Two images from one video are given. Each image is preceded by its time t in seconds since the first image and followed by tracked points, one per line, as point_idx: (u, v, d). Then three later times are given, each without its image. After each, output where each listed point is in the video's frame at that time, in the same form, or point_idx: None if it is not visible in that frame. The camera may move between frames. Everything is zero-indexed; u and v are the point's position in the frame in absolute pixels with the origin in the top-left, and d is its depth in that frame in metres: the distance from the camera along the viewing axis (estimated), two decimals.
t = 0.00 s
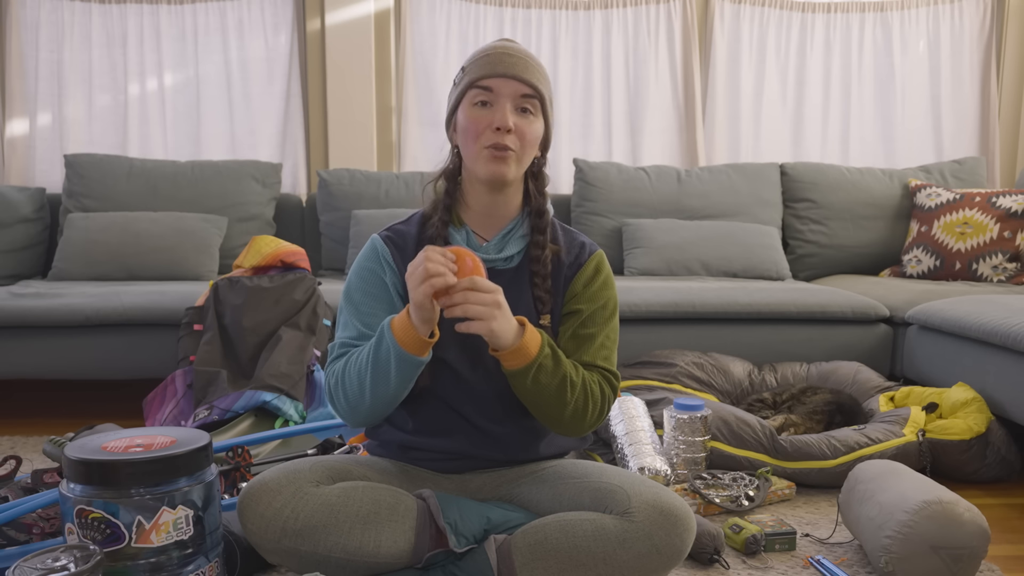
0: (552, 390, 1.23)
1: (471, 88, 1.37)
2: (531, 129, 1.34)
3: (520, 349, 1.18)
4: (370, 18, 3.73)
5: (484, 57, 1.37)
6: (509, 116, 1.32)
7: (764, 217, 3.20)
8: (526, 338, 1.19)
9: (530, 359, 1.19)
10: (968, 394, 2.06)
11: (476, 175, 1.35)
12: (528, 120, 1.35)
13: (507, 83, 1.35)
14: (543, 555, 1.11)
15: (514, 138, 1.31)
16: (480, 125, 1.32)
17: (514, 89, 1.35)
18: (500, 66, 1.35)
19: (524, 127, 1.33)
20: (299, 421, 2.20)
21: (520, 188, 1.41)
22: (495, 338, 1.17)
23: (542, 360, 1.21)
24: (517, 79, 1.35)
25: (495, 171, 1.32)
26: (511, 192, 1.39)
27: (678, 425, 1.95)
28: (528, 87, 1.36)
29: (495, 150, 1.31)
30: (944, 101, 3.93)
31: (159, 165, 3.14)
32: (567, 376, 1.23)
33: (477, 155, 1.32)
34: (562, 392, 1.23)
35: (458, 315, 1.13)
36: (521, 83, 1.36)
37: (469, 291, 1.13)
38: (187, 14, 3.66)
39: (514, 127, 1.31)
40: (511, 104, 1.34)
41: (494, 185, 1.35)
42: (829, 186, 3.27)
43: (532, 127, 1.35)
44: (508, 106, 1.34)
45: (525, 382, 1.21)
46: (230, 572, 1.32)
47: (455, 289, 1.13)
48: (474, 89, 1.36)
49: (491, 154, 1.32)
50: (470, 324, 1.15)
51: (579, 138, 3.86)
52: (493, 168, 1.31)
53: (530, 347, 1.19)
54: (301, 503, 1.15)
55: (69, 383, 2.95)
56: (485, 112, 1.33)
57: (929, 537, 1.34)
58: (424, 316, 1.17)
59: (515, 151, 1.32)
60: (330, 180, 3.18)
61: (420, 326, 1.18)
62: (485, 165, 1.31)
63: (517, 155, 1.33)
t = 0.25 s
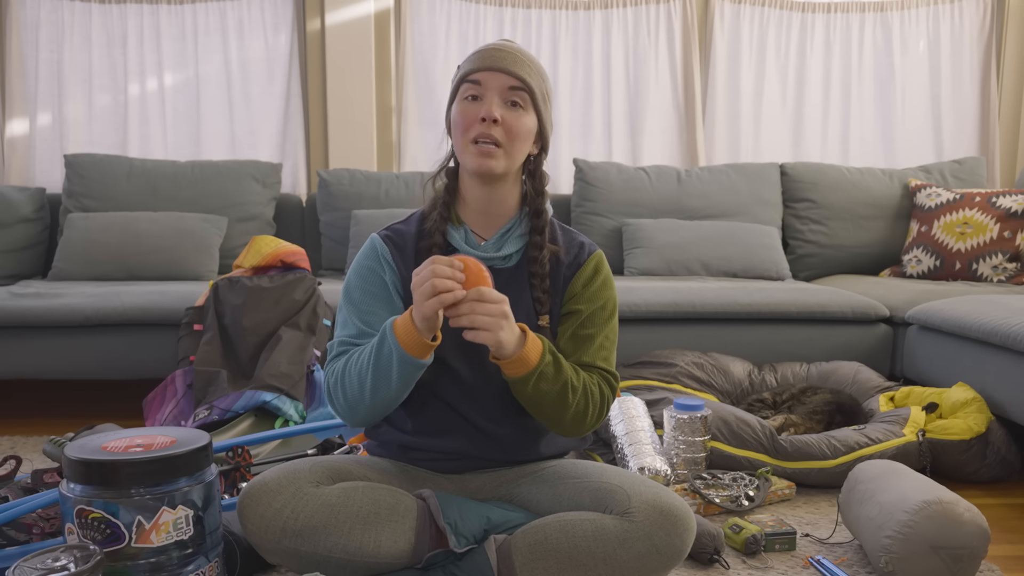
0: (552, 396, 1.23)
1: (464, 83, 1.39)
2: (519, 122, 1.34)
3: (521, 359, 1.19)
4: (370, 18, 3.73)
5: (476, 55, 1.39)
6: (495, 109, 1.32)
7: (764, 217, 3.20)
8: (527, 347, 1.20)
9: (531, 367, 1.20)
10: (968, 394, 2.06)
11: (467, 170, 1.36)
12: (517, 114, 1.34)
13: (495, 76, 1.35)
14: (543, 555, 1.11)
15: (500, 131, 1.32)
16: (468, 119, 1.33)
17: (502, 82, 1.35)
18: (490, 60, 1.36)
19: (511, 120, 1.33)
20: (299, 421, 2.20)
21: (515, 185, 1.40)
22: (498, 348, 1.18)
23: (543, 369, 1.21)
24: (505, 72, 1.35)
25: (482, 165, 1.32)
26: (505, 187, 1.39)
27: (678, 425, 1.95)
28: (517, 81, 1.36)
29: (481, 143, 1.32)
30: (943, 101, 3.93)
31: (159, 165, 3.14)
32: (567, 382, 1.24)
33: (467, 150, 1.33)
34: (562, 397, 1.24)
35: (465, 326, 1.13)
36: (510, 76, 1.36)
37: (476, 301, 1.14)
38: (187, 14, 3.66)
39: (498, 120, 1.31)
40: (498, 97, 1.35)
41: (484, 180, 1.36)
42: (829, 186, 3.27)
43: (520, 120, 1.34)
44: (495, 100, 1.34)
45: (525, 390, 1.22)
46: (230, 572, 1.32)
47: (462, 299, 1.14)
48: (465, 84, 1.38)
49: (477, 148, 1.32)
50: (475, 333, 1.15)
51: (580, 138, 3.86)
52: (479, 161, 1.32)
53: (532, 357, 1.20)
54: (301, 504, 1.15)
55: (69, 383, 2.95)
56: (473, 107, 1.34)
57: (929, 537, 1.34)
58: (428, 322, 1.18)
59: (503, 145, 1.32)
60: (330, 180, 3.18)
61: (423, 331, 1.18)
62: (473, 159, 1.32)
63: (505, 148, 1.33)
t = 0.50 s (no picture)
0: (556, 395, 1.24)
1: (469, 85, 1.39)
2: (528, 126, 1.36)
3: (524, 360, 1.20)
4: (370, 18, 3.73)
5: (480, 56, 1.39)
6: (505, 113, 1.34)
7: (764, 217, 3.20)
8: (531, 348, 1.21)
9: (535, 367, 1.21)
10: (968, 393, 2.06)
11: (473, 172, 1.37)
12: (525, 117, 1.36)
13: (503, 80, 1.37)
14: (543, 555, 1.11)
15: (511, 135, 1.33)
16: (477, 122, 1.34)
17: (510, 87, 1.37)
18: (497, 64, 1.37)
19: (520, 124, 1.35)
20: (299, 421, 2.21)
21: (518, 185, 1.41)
22: (502, 348, 1.18)
23: (547, 369, 1.22)
24: (513, 76, 1.37)
25: (493, 169, 1.33)
26: (509, 188, 1.40)
27: (678, 425, 1.96)
28: (524, 85, 1.38)
29: (492, 147, 1.33)
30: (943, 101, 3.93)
31: (159, 165, 3.14)
32: (570, 381, 1.25)
33: (474, 153, 1.34)
34: (565, 398, 1.24)
35: (470, 328, 1.14)
36: (517, 80, 1.38)
37: (479, 304, 1.14)
38: (187, 14, 3.66)
39: (509, 124, 1.33)
40: (507, 101, 1.36)
41: (492, 183, 1.37)
42: (829, 186, 3.27)
43: (529, 124, 1.37)
44: (504, 104, 1.36)
45: (530, 391, 1.22)
46: (230, 572, 1.32)
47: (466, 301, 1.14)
48: (471, 87, 1.38)
49: (488, 151, 1.33)
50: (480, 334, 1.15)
51: (581, 138, 3.86)
52: (490, 164, 1.33)
53: (536, 357, 1.21)
54: (301, 503, 1.15)
55: (69, 382, 2.95)
56: (482, 110, 1.35)
57: (929, 537, 1.34)
58: (430, 323, 1.18)
59: (512, 148, 1.34)
60: (330, 180, 3.18)
61: (426, 331, 1.19)
62: (482, 162, 1.33)
63: (514, 152, 1.34)
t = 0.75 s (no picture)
0: (557, 396, 1.24)
1: (474, 89, 1.39)
2: (533, 131, 1.37)
3: (525, 360, 1.20)
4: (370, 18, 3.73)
5: (484, 60, 1.39)
6: (513, 118, 1.35)
7: (764, 217, 3.20)
8: (532, 348, 1.21)
9: (536, 367, 1.21)
10: (968, 393, 2.06)
11: (479, 176, 1.37)
12: (531, 122, 1.38)
13: (510, 85, 1.37)
14: (543, 555, 1.11)
15: (518, 140, 1.35)
16: (484, 127, 1.34)
17: (516, 92, 1.38)
18: (503, 69, 1.37)
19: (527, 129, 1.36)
20: (299, 421, 2.21)
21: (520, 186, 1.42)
22: (502, 350, 1.18)
23: (548, 369, 1.23)
24: (520, 82, 1.37)
25: (501, 174, 1.34)
26: (513, 190, 1.41)
27: (678, 425, 1.96)
28: (529, 89, 1.39)
29: (500, 153, 1.34)
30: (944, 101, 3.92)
31: (159, 165, 3.14)
32: (571, 381, 1.25)
33: (481, 158, 1.34)
34: (566, 398, 1.25)
35: (469, 331, 1.14)
36: (523, 85, 1.38)
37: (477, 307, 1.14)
38: (187, 14, 3.66)
39: (517, 129, 1.34)
40: (513, 106, 1.37)
41: (496, 185, 1.38)
42: (829, 187, 3.26)
43: (534, 128, 1.38)
44: (511, 109, 1.36)
45: (530, 390, 1.23)
46: (230, 572, 1.31)
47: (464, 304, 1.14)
48: (476, 91, 1.38)
49: (495, 155, 1.34)
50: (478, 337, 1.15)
51: (585, 138, 3.86)
52: (497, 169, 1.34)
53: (537, 357, 1.21)
54: (301, 502, 1.15)
55: (69, 382, 2.95)
56: (488, 115, 1.36)
57: (929, 537, 1.34)
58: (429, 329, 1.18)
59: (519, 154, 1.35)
60: (330, 180, 3.18)
61: (427, 335, 1.19)
62: (490, 168, 1.34)
63: (521, 158, 1.36)
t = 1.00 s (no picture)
0: (571, 426, 0.88)
1: (452, 77, 1.02)
2: (530, 126, 0.98)
3: (533, 363, 0.85)
4: None
5: (465, 39, 1.03)
6: (501, 109, 0.96)
7: (822, 238, 2.77)
8: (541, 347, 0.86)
9: (545, 377, 0.86)
10: None
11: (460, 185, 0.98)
12: (527, 115, 0.99)
13: (497, 68, 0.99)
14: None
15: (509, 137, 0.96)
16: (462, 122, 0.96)
17: (506, 77, 0.99)
18: (488, 48, 1.00)
19: (520, 123, 0.97)
20: (249, 492, 1.75)
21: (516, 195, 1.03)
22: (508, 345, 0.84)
23: (559, 379, 0.87)
24: (511, 63, 0.99)
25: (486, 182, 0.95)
26: (506, 202, 1.01)
27: (718, 497, 1.51)
28: (524, 73, 1.00)
29: (484, 154, 0.95)
30: (988, 96, 3.45)
31: (75, 176, 2.70)
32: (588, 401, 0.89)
33: (460, 162, 0.96)
34: (582, 430, 0.89)
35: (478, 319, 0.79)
36: (515, 68, 1.00)
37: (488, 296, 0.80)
38: None
39: (505, 123, 0.95)
40: (502, 94, 0.98)
41: (482, 196, 0.99)
42: (903, 204, 2.84)
43: (531, 123, 0.98)
44: (500, 97, 0.98)
45: (539, 412, 0.87)
46: None
47: (470, 291, 0.80)
48: (455, 80, 1.01)
49: (478, 159, 0.95)
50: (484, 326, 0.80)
51: (591, 142, 3.37)
52: (481, 178, 0.95)
53: (547, 361, 0.86)
54: None
55: None
56: (470, 106, 0.97)
57: None
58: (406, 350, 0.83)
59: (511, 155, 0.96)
60: (285, 193, 2.74)
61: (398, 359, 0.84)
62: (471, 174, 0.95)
63: (513, 161, 0.96)
